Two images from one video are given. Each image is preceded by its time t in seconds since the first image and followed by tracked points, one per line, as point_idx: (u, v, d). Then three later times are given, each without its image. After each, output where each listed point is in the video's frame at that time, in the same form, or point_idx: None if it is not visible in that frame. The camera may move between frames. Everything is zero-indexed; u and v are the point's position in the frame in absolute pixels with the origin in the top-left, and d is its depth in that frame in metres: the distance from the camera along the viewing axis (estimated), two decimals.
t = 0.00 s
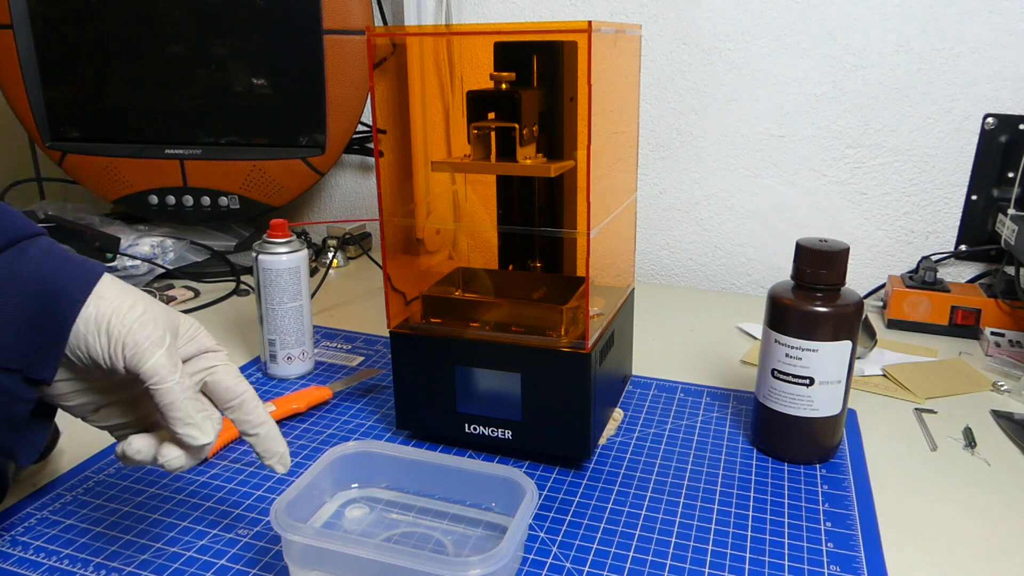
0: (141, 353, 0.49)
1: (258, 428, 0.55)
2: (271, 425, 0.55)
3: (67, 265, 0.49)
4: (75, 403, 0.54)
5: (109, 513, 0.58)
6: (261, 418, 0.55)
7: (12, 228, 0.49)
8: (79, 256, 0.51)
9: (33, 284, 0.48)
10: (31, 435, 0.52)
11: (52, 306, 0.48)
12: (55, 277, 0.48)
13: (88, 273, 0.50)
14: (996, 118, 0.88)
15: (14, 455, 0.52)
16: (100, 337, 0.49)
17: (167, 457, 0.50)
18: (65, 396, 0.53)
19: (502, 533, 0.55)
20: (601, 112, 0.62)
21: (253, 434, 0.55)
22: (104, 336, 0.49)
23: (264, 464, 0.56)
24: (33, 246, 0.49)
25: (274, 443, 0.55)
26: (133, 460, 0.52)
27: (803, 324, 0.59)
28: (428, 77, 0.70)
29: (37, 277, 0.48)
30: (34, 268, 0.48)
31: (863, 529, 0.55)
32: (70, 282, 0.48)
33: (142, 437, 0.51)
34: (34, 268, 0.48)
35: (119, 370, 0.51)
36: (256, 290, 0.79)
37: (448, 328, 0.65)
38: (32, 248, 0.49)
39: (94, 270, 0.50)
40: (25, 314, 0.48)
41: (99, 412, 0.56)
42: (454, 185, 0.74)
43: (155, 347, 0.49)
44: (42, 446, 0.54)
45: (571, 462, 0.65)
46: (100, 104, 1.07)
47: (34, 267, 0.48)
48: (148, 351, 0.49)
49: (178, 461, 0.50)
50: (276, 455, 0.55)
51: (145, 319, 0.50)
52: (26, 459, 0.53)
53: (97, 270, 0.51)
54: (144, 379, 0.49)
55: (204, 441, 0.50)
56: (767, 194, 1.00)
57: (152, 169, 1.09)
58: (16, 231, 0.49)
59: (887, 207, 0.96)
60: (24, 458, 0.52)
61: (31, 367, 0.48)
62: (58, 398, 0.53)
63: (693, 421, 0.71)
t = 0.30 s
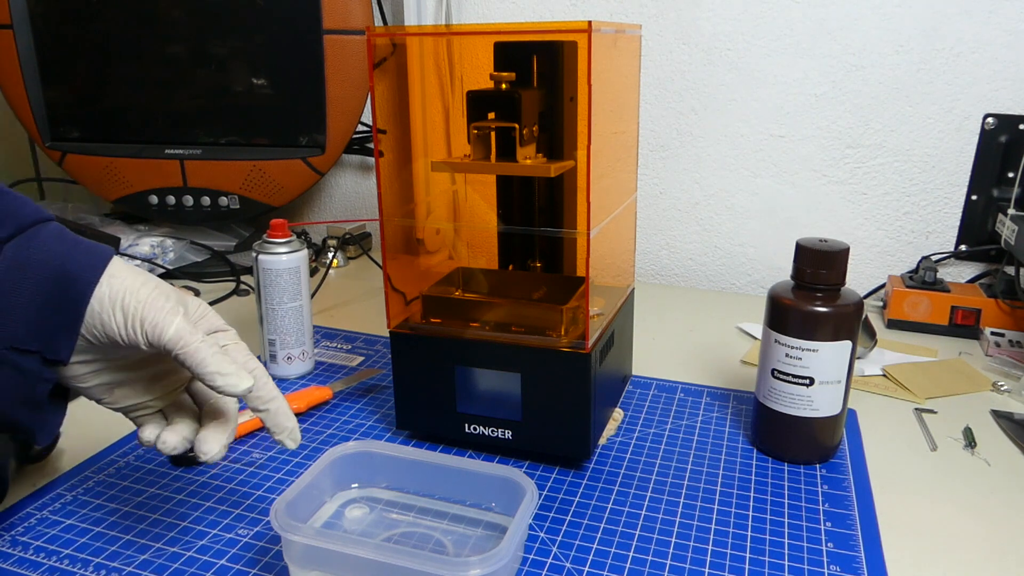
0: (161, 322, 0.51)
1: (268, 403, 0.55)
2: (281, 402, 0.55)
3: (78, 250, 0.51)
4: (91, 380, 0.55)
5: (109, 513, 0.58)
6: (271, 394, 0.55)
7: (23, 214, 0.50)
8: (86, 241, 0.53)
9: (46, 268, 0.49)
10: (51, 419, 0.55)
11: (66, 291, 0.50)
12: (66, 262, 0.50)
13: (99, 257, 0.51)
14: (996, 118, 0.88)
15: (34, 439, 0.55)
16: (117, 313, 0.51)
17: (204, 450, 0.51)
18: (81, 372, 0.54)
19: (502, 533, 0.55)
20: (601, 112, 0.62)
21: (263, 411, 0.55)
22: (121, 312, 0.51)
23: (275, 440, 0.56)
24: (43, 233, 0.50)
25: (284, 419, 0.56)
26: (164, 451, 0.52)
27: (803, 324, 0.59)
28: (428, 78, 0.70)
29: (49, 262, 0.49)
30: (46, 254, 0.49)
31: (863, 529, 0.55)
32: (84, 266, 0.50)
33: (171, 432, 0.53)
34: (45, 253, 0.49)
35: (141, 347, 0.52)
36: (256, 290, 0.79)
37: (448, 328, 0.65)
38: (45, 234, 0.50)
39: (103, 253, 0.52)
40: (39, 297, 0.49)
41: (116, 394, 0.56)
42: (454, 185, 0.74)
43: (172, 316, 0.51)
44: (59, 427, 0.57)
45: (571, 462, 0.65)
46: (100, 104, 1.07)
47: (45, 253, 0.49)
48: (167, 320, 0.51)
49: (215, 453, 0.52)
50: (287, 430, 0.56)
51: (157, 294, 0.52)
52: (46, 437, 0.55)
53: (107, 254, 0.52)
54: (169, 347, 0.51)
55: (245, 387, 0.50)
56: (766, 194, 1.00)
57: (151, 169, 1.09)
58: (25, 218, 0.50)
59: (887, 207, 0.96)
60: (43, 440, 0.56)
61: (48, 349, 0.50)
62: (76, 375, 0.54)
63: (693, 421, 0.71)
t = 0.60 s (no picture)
0: (158, 325, 0.51)
1: (265, 409, 0.55)
2: (278, 408, 0.55)
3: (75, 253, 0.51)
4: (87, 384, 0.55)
5: (109, 512, 0.58)
6: (269, 400, 0.55)
7: (19, 218, 0.50)
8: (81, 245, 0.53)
9: (44, 271, 0.49)
10: (43, 424, 0.54)
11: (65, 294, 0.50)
12: (64, 265, 0.50)
13: (95, 260, 0.52)
14: (996, 118, 0.88)
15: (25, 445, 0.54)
16: (113, 317, 0.51)
17: (202, 464, 0.51)
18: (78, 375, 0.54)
19: (503, 533, 0.55)
20: (601, 112, 0.62)
21: (260, 417, 0.55)
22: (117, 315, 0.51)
23: (272, 445, 0.56)
24: (40, 236, 0.50)
25: (281, 425, 0.55)
26: (161, 464, 0.53)
27: (803, 324, 0.59)
28: (428, 77, 0.70)
29: (47, 265, 0.49)
30: (42, 257, 0.49)
31: (863, 529, 0.55)
32: (81, 270, 0.50)
33: (169, 447, 0.53)
34: (42, 256, 0.49)
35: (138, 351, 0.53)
36: (256, 290, 0.79)
37: (448, 328, 0.65)
38: (41, 236, 0.50)
39: (99, 256, 0.52)
40: (34, 300, 0.49)
41: (111, 399, 0.56)
42: (454, 185, 0.74)
43: (169, 319, 0.52)
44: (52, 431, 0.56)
45: (571, 462, 0.65)
46: (100, 104, 1.07)
47: (42, 256, 0.49)
48: (165, 323, 0.51)
49: (214, 466, 0.52)
50: (284, 436, 0.55)
51: (152, 296, 0.53)
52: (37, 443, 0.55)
53: (103, 258, 0.53)
54: (167, 349, 0.51)
55: (244, 386, 0.51)
56: (767, 193, 1.00)
57: (151, 169, 1.09)
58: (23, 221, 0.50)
59: (887, 207, 0.96)
60: (36, 446, 0.55)
61: (42, 353, 0.50)
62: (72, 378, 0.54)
63: (693, 421, 0.71)
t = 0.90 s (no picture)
0: (156, 331, 0.50)
1: (268, 414, 0.55)
2: (280, 412, 0.56)
3: (78, 256, 0.51)
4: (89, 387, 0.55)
5: (109, 513, 0.58)
6: (271, 405, 0.55)
7: (24, 220, 0.50)
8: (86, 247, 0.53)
9: (47, 275, 0.50)
10: (48, 424, 0.56)
11: (66, 297, 0.50)
12: (66, 268, 0.50)
13: (98, 264, 0.52)
14: (996, 118, 0.88)
15: (31, 445, 0.56)
16: (114, 322, 0.51)
17: (204, 469, 0.51)
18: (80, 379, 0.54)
19: (502, 533, 0.55)
20: (601, 112, 0.62)
21: (262, 421, 0.55)
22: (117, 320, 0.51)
23: (273, 450, 0.56)
24: (43, 238, 0.50)
25: (282, 429, 0.56)
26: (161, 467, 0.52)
27: (803, 324, 0.59)
28: (428, 78, 0.70)
29: (49, 268, 0.50)
30: (45, 260, 0.50)
31: (863, 529, 0.55)
32: (84, 273, 0.50)
33: (171, 449, 0.53)
34: (45, 260, 0.50)
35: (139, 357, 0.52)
36: (256, 290, 0.79)
37: (448, 328, 0.65)
38: (48, 239, 0.50)
39: (104, 259, 0.52)
40: (37, 303, 0.49)
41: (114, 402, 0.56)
42: (455, 185, 0.74)
43: (168, 325, 0.51)
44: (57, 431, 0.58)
45: (571, 462, 0.65)
46: (100, 105, 1.07)
47: (45, 260, 0.50)
48: (162, 329, 0.50)
49: (216, 470, 0.52)
50: (284, 441, 0.56)
51: (154, 301, 0.52)
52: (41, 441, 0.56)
53: (107, 261, 0.53)
54: (164, 357, 0.50)
55: (237, 400, 0.49)
56: (766, 194, 1.00)
57: (152, 169, 1.09)
58: (27, 223, 0.50)
59: (887, 207, 0.96)
60: (40, 446, 0.57)
61: (46, 356, 0.51)
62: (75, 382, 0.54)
63: (693, 421, 0.71)
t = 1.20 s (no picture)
0: (102, 378, 0.46)
1: (238, 465, 0.52)
2: (252, 464, 0.52)
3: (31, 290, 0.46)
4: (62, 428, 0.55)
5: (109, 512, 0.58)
6: (242, 456, 0.52)
7: None
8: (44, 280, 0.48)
9: None
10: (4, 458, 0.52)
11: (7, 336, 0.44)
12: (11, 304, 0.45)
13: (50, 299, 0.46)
14: (996, 118, 0.88)
15: None
16: (56, 366, 0.46)
17: (153, 531, 0.47)
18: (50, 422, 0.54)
19: (502, 533, 0.55)
20: (601, 112, 0.62)
21: (232, 473, 0.52)
22: (61, 364, 0.46)
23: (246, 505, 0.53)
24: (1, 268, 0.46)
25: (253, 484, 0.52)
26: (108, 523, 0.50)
27: (803, 325, 0.59)
28: (428, 78, 0.70)
29: None
30: None
31: (863, 529, 0.55)
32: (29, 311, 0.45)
33: (117, 504, 0.51)
34: None
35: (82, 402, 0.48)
36: (256, 290, 0.79)
37: (449, 328, 0.65)
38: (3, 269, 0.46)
39: (57, 296, 0.47)
40: None
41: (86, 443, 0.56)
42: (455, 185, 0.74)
43: (115, 372, 0.46)
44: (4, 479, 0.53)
45: (571, 462, 0.65)
46: (100, 105, 1.07)
47: None
48: (109, 377, 0.46)
49: (166, 532, 0.47)
50: (256, 496, 0.52)
51: (101, 344, 0.47)
52: None
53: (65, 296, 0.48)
54: (108, 407, 0.46)
55: (184, 456, 0.46)
56: (766, 194, 1.00)
57: (152, 169, 1.09)
58: None
59: (887, 207, 0.96)
60: None
61: None
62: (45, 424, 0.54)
63: (693, 421, 0.71)
